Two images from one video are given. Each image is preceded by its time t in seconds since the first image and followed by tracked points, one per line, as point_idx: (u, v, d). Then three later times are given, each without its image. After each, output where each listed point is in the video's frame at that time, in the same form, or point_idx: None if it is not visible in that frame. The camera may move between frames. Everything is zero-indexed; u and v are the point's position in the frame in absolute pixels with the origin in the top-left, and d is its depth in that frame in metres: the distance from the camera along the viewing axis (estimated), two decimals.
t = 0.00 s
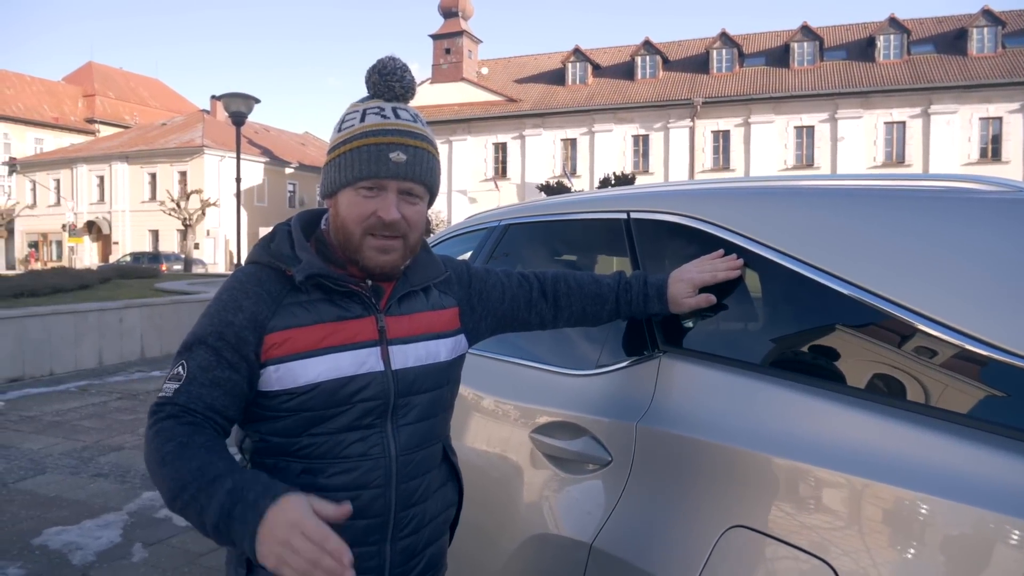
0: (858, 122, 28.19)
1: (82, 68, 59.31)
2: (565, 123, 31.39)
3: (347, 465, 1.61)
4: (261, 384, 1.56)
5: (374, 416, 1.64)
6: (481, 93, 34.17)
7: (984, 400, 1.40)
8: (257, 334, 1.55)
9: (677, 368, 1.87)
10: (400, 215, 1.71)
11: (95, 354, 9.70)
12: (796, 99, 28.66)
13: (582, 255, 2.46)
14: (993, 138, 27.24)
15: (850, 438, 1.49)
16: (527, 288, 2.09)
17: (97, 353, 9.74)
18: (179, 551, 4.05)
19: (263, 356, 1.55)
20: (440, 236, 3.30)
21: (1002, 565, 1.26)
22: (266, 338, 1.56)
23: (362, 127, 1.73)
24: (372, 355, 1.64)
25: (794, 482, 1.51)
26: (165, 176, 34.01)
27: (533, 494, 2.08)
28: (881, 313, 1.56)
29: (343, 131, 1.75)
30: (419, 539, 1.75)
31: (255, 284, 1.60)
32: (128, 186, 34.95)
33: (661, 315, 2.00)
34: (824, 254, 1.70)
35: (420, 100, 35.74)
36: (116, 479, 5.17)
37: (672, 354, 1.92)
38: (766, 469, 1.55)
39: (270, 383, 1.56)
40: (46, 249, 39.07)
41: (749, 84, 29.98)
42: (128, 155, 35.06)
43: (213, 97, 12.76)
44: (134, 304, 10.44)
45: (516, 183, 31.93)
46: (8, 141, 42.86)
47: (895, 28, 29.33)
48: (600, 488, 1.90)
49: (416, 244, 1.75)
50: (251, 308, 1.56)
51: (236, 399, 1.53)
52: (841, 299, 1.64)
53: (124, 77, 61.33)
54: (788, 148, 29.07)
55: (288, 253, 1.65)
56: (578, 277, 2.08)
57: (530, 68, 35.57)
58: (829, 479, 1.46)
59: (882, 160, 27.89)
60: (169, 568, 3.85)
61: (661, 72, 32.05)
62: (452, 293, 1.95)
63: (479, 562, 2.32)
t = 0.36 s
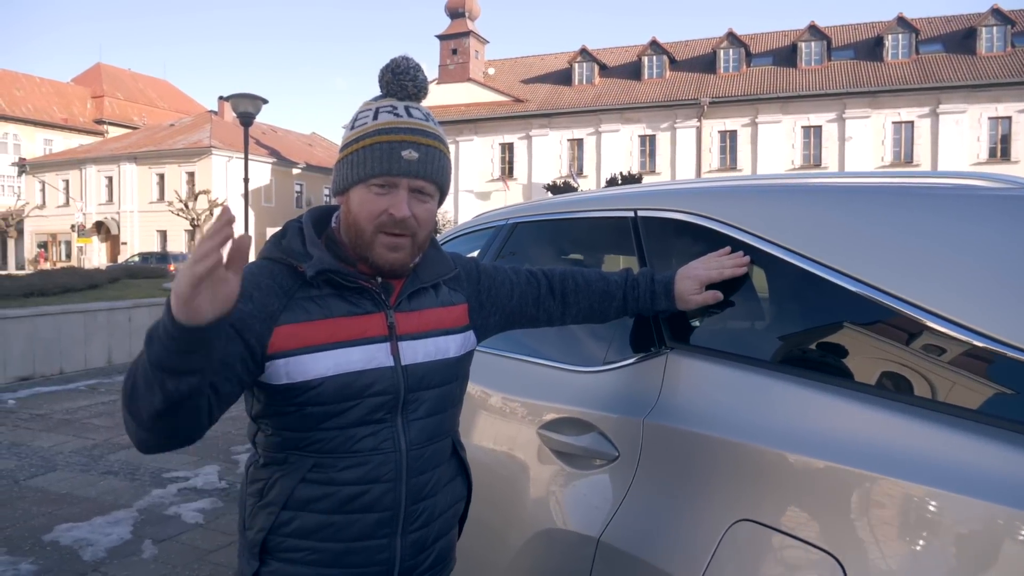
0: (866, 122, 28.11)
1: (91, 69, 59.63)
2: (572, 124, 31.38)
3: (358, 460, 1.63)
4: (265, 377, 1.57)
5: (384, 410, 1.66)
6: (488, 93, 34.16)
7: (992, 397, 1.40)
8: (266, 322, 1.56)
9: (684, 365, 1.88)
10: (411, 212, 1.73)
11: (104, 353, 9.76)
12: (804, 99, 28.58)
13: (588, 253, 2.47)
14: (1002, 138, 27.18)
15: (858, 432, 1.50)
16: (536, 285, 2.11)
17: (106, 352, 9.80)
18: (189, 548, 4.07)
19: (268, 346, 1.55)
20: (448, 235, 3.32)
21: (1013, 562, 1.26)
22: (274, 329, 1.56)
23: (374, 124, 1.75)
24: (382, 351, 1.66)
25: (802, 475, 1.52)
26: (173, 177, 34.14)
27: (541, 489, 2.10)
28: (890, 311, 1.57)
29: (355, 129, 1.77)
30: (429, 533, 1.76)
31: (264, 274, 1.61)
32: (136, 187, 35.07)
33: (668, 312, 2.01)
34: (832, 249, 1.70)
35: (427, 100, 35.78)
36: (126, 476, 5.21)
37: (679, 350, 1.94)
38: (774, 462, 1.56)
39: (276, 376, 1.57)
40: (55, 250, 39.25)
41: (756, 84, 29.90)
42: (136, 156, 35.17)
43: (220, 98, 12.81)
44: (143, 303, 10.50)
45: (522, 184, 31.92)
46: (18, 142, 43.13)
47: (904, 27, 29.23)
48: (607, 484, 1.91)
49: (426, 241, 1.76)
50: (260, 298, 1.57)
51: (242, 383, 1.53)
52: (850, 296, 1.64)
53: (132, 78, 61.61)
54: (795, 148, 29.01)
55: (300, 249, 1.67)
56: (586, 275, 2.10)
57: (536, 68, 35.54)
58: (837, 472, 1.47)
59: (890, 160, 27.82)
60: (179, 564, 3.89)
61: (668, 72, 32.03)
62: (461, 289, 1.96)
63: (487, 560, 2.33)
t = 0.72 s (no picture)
0: (873, 122, 28.04)
1: (99, 70, 59.89)
2: (578, 124, 31.38)
3: (366, 456, 1.64)
4: (268, 371, 1.59)
5: (391, 408, 1.67)
6: (493, 93, 34.16)
7: (999, 397, 1.41)
8: (274, 317, 1.58)
9: (690, 362, 1.89)
10: (424, 212, 1.74)
11: (112, 353, 9.81)
12: (810, 98, 28.51)
13: (594, 252, 2.48)
14: (1009, 138, 27.09)
15: (861, 424, 1.51)
16: (542, 283, 2.12)
17: (114, 351, 9.85)
18: (196, 546, 4.09)
19: (273, 340, 1.57)
20: (456, 233, 3.32)
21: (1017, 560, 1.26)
22: (281, 324, 1.58)
23: (389, 123, 1.76)
24: (389, 348, 1.67)
25: (806, 467, 1.52)
26: (180, 177, 34.26)
27: (546, 486, 2.11)
28: (896, 310, 1.57)
29: (369, 128, 1.78)
30: (436, 530, 1.77)
31: (272, 270, 1.63)
32: (143, 187, 35.18)
33: (673, 310, 2.02)
34: (838, 247, 1.71)
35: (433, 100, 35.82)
36: (134, 474, 5.24)
37: (683, 348, 1.95)
38: (776, 456, 1.57)
39: (283, 371, 1.58)
40: (63, 250, 39.39)
41: (763, 84, 29.85)
42: (143, 157, 35.27)
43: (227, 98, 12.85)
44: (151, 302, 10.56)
45: (528, 184, 31.92)
46: (26, 143, 43.34)
47: (911, 27, 29.13)
48: (611, 480, 1.92)
49: (437, 242, 1.78)
50: (270, 294, 1.59)
51: (245, 369, 1.55)
52: (858, 295, 1.65)
53: (139, 79, 61.87)
54: (801, 148, 28.96)
55: (307, 247, 1.68)
56: (592, 273, 2.10)
57: (542, 68, 35.52)
58: (843, 468, 1.48)
59: (897, 160, 27.73)
60: (187, 562, 3.91)
61: (674, 71, 31.98)
62: (468, 288, 1.98)
63: (493, 559, 2.34)
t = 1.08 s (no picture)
0: (878, 120, 27.97)
1: (105, 70, 60.11)
2: (583, 123, 31.37)
3: (374, 455, 1.65)
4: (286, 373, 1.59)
5: (401, 408, 1.67)
6: (498, 92, 34.17)
7: (1009, 395, 1.40)
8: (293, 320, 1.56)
9: (694, 361, 1.89)
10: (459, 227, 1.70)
11: (118, 351, 9.84)
12: (816, 97, 28.47)
13: (598, 252, 2.49)
14: (1016, 136, 26.97)
15: (868, 423, 1.51)
16: (546, 282, 2.11)
17: (120, 350, 9.88)
18: (201, 544, 4.11)
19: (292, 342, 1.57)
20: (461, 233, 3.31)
21: (1020, 559, 1.27)
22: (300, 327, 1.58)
23: (425, 137, 1.70)
24: (401, 349, 1.68)
25: (812, 466, 1.52)
26: (186, 177, 34.35)
27: (548, 483, 2.11)
28: (903, 308, 1.57)
29: (404, 138, 1.70)
30: (440, 528, 1.78)
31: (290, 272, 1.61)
32: (149, 187, 35.28)
33: (677, 308, 2.02)
34: (840, 245, 1.71)
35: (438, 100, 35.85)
36: (140, 472, 5.27)
37: (686, 346, 1.95)
38: (785, 456, 1.57)
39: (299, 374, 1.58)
40: (70, 250, 39.51)
41: (768, 83, 29.80)
42: (149, 156, 35.38)
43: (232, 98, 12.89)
44: (156, 302, 10.59)
45: (533, 183, 31.93)
46: (33, 143, 43.52)
47: (917, 25, 29.06)
48: (615, 476, 1.93)
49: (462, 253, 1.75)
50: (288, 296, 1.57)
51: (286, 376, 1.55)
52: (862, 293, 1.65)
53: (146, 80, 62.14)
54: (807, 147, 28.90)
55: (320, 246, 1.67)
56: (595, 271, 2.11)
57: (547, 68, 35.51)
58: (851, 466, 1.47)
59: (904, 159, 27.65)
60: (192, 560, 3.92)
61: (679, 70, 31.94)
62: (475, 288, 1.98)
63: (496, 557, 2.35)
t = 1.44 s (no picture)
0: (885, 120, 27.87)
1: (111, 70, 60.34)
2: (587, 123, 31.35)
3: (373, 454, 1.65)
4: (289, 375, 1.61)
5: (400, 406, 1.68)
6: (503, 92, 34.18)
7: (1014, 394, 1.40)
8: (295, 328, 1.58)
9: (695, 360, 1.90)
10: (454, 222, 1.74)
11: (124, 351, 9.88)
12: (821, 97, 28.41)
13: (601, 251, 2.50)
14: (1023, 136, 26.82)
15: (872, 425, 1.51)
16: (548, 282, 2.12)
17: (126, 349, 9.92)
18: (205, 542, 4.13)
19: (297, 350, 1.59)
20: (465, 231, 3.32)
21: None
22: (302, 332, 1.59)
23: (422, 133, 1.72)
24: (401, 349, 1.68)
25: (812, 469, 1.53)
26: (191, 177, 34.47)
27: (549, 483, 2.12)
28: (906, 306, 1.57)
29: (400, 134, 1.72)
30: (440, 525, 1.78)
31: (289, 277, 1.62)
32: (155, 187, 35.40)
33: (679, 308, 2.02)
34: (845, 246, 1.71)
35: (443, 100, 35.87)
36: (145, 471, 5.28)
37: (688, 345, 1.95)
38: (786, 459, 1.57)
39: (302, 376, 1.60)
40: (76, 249, 39.63)
41: (774, 83, 29.75)
42: (154, 157, 35.49)
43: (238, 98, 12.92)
44: (162, 301, 10.63)
45: (538, 183, 31.93)
46: (40, 143, 43.70)
47: (923, 24, 28.96)
48: (617, 476, 1.93)
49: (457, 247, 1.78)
50: (288, 303, 1.59)
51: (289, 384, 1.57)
52: (864, 292, 1.65)
53: (152, 81, 62.43)
54: (813, 146, 28.82)
55: (319, 249, 1.67)
56: (598, 270, 2.11)
57: (551, 68, 35.54)
58: (855, 469, 1.47)
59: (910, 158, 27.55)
60: (197, 559, 3.93)
61: (684, 70, 31.90)
62: (475, 287, 1.99)
63: (498, 556, 2.35)
